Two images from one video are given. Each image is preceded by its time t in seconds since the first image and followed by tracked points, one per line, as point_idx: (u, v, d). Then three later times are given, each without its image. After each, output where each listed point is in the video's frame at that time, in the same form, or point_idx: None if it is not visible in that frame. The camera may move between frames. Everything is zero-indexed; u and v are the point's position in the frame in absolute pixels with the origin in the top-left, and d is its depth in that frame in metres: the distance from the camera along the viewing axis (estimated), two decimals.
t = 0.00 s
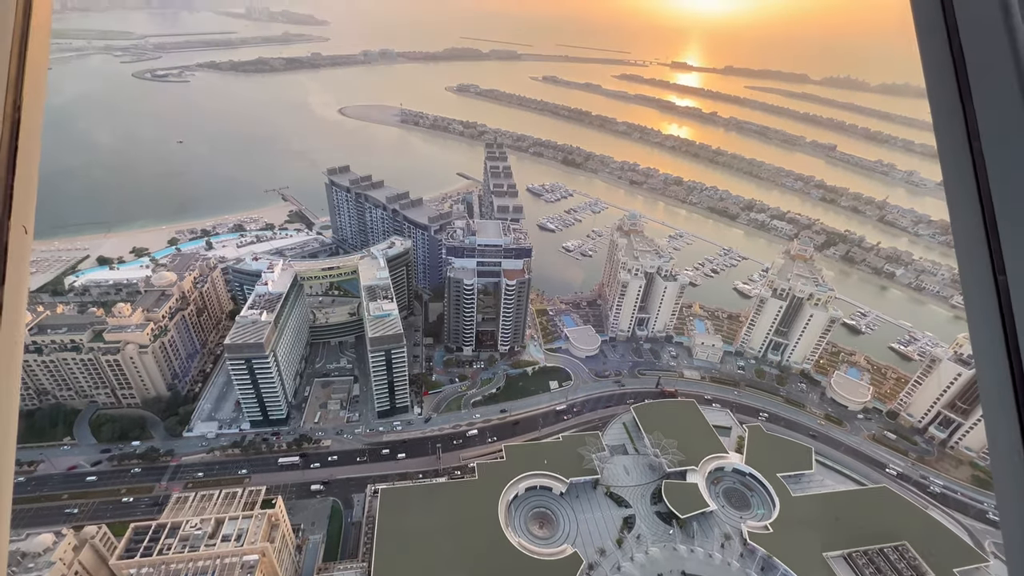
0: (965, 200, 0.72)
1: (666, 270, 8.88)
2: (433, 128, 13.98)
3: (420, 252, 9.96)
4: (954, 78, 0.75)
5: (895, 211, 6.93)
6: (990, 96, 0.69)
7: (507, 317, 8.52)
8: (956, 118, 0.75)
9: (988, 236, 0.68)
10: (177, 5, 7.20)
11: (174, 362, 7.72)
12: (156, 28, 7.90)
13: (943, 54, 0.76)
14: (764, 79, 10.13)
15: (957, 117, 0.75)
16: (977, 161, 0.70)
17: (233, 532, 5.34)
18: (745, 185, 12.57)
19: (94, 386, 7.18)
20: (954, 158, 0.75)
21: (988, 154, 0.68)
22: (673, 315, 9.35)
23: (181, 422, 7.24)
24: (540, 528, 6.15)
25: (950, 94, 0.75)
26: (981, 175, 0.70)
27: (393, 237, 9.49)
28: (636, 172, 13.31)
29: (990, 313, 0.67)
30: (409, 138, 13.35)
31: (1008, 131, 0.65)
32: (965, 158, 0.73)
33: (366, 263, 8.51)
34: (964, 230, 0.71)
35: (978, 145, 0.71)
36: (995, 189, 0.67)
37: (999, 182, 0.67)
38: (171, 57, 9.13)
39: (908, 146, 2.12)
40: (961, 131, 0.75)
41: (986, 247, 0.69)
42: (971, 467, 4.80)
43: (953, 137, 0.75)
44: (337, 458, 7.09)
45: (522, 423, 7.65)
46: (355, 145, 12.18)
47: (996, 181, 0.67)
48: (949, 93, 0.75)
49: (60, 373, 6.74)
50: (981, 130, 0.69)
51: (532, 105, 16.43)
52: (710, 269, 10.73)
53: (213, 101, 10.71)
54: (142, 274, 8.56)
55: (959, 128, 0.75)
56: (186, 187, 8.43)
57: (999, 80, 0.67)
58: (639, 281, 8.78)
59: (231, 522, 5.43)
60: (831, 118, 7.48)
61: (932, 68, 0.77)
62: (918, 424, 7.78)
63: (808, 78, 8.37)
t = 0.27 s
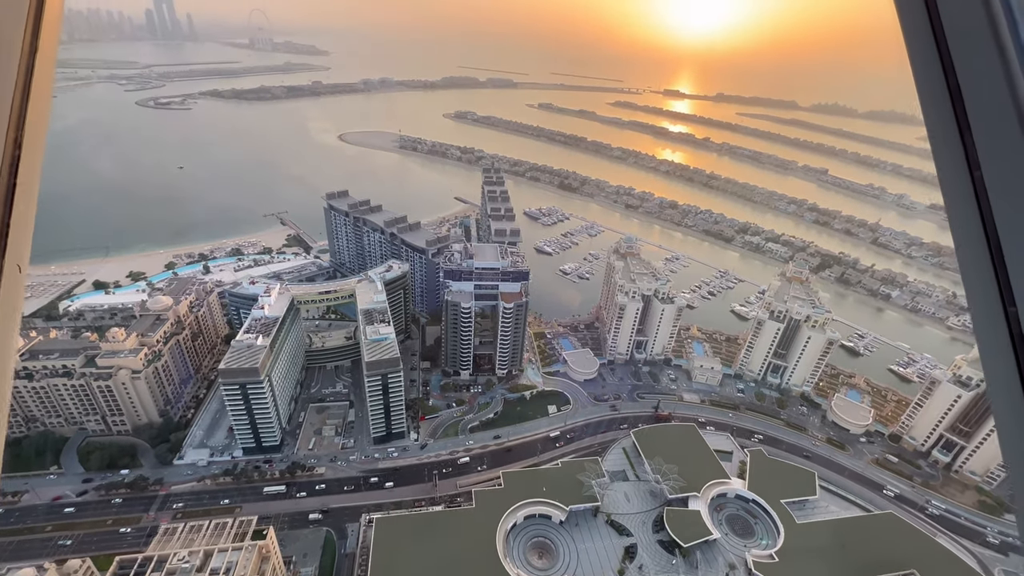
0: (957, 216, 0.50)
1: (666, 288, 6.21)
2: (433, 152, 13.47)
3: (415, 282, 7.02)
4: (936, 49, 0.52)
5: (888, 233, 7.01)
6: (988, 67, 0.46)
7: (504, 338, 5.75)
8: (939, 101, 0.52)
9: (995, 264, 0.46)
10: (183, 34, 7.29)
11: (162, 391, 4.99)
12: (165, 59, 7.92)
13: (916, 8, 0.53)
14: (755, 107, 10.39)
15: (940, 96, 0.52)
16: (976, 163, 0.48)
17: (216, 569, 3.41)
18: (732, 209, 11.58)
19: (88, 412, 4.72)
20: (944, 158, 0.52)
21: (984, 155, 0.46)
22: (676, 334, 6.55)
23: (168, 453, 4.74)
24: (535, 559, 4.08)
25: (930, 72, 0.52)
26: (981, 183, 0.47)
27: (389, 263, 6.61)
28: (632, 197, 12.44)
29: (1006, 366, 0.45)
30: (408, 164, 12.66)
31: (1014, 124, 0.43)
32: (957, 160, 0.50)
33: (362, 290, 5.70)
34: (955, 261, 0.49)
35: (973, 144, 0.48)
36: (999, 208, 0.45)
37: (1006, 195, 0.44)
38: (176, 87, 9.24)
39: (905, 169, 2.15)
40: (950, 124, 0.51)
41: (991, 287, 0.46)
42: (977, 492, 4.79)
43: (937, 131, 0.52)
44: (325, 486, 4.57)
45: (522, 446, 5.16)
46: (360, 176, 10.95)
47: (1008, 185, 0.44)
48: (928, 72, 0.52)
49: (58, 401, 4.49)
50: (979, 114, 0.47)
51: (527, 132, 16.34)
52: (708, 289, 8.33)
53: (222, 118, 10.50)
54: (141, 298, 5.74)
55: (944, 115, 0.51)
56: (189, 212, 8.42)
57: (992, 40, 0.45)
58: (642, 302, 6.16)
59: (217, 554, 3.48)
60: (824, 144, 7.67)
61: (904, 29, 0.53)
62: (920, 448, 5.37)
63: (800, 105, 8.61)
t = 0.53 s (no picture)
0: (961, 236, 0.45)
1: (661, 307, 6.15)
2: (428, 175, 13.55)
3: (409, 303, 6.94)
4: (932, 66, 0.49)
5: (878, 250, 7.15)
6: (985, 80, 0.42)
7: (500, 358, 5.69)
8: (935, 117, 0.48)
9: (1005, 291, 0.41)
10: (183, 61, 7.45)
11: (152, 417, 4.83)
12: (164, 84, 7.87)
13: (910, 29, 0.51)
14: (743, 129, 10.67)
15: (938, 113, 0.49)
16: (978, 182, 0.43)
17: None
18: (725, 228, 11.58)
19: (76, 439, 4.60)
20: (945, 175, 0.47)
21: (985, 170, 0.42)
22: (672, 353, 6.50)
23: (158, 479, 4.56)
24: None
25: (926, 90, 0.49)
26: (985, 202, 0.42)
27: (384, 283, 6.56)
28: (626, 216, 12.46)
29: None
30: (404, 185, 12.66)
31: (1017, 138, 0.39)
32: (959, 179, 0.45)
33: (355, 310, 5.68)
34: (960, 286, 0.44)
35: (973, 160, 0.44)
36: (1003, 226, 0.40)
37: (1011, 211, 0.40)
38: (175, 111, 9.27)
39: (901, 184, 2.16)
40: (948, 142, 0.47)
41: (1003, 315, 0.41)
42: (979, 512, 4.72)
43: (935, 149, 0.48)
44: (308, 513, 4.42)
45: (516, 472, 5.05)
46: (357, 197, 10.95)
47: (1011, 203, 0.39)
48: (923, 88, 0.49)
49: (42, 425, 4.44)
50: (977, 129, 0.43)
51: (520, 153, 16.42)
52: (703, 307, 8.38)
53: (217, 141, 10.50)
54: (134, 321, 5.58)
55: (942, 131, 0.48)
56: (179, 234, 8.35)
57: (986, 54, 0.42)
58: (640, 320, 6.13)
59: None
60: (813, 164, 7.88)
61: (899, 48, 0.51)
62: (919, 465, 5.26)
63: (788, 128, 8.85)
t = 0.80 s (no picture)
0: (967, 246, 0.45)
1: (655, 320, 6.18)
2: (421, 193, 13.62)
3: (403, 319, 6.86)
4: (929, 84, 0.50)
5: (867, 262, 7.31)
6: (983, 94, 0.43)
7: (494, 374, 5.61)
8: (935, 131, 0.49)
9: (1015, 303, 0.40)
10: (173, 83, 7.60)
11: (139, 439, 4.71)
12: (157, 105, 8.03)
13: (906, 48, 0.52)
14: (732, 146, 10.92)
15: (936, 128, 0.49)
16: (980, 194, 0.43)
17: None
18: (716, 242, 11.61)
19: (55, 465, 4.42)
20: (946, 188, 0.47)
21: (988, 181, 0.41)
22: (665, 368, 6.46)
23: (143, 505, 4.41)
24: None
25: (923, 104, 0.49)
26: (989, 213, 0.42)
27: (376, 300, 6.49)
28: (618, 231, 12.52)
29: None
30: (397, 203, 12.65)
31: (1016, 146, 0.39)
32: (961, 191, 0.45)
33: (348, 327, 5.62)
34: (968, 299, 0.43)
35: (973, 173, 0.44)
36: (1008, 237, 0.40)
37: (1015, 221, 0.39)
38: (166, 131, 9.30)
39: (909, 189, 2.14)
40: (948, 156, 0.47)
41: (1013, 327, 0.40)
42: (976, 523, 4.68)
43: (935, 162, 0.48)
44: (292, 538, 4.28)
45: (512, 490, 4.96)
46: (350, 215, 10.98)
47: (1015, 213, 0.39)
48: (920, 105, 0.50)
49: (23, 453, 4.28)
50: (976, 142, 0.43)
51: (512, 171, 16.54)
52: (695, 321, 8.42)
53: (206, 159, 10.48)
54: (119, 342, 5.51)
55: (940, 144, 0.48)
56: (165, 254, 8.24)
57: (983, 68, 0.43)
58: (631, 335, 6.13)
59: None
60: (800, 178, 8.10)
61: (895, 65, 0.52)
62: (916, 479, 5.18)
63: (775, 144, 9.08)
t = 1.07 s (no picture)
0: (959, 250, 0.44)
1: (645, 331, 6.17)
2: (410, 208, 13.55)
3: (394, 335, 6.78)
4: (917, 93, 0.50)
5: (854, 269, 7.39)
6: (970, 101, 0.43)
7: (486, 388, 5.54)
8: (925, 139, 0.49)
9: (1014, 307, 0.39)
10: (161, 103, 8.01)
11: (122, 463, 4.56)
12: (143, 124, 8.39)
13: (894, 61, 0.52)
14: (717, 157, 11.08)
15: (926, 136, 0.49)
16: (973, 198, 0.42)
17: None
18: (705, 252, 11.62)
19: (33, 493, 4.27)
20: (938, 193, 0.47)
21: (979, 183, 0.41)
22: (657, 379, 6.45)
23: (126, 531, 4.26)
24: None
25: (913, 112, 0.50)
26: (981, 216, 0.41)
27: (367, 316, 6.41)
28: (607, 243, 12.54)
29: None
30: (385, 218, 12.55)
31: (1006, 152, 0.39)
32: (954, 198, 0.45)
33: (338, 345, 5.54)
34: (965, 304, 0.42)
35: (965, 177, 0.44)
36: (1003, 240, 0.39)
37: (1009, 224, 0.39)
38: (151, 148, 9.23)
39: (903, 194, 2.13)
40: (940, 160, 0.47)
41: (1013, 331, 0.39)
42: (969, 527, 4.65)
43: (926, 167, 0.48)
44: (279, 564, 4.13)
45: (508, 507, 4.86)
46: (340, 231, 10.80)
47: (1007, 217, 0.39)
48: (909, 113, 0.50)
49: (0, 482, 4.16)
50: (967, 147, 0.43)
51: (501, 185, 16.57)
52: (686, 331, 8.40)
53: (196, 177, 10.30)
54: (101, 363, 5.37)
55: (929, 151, 0.48)
56: (153, 272, 8.00)
57: (972, 76, 0.43)
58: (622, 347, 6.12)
59: None
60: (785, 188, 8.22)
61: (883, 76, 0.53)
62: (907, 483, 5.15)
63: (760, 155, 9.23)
